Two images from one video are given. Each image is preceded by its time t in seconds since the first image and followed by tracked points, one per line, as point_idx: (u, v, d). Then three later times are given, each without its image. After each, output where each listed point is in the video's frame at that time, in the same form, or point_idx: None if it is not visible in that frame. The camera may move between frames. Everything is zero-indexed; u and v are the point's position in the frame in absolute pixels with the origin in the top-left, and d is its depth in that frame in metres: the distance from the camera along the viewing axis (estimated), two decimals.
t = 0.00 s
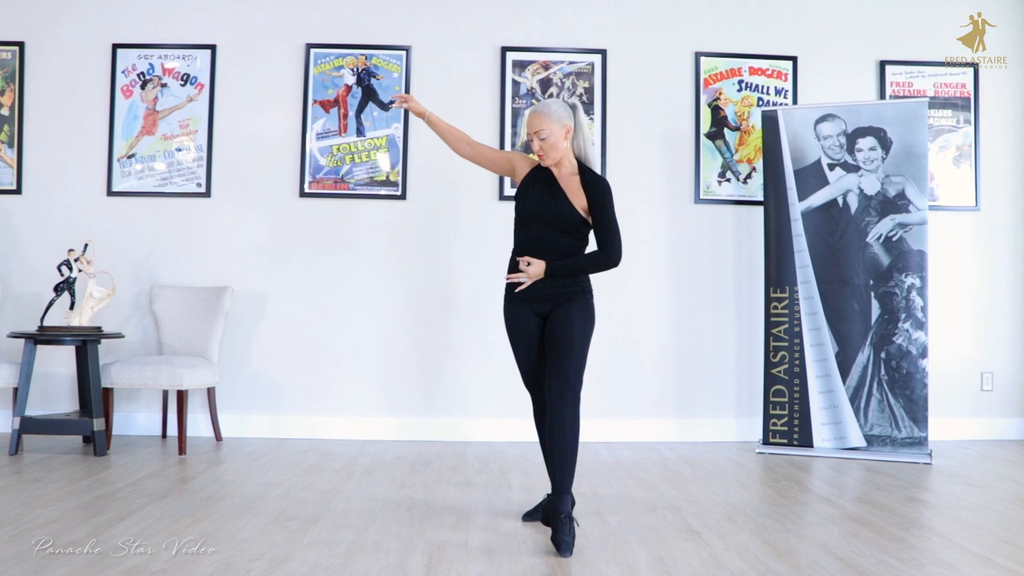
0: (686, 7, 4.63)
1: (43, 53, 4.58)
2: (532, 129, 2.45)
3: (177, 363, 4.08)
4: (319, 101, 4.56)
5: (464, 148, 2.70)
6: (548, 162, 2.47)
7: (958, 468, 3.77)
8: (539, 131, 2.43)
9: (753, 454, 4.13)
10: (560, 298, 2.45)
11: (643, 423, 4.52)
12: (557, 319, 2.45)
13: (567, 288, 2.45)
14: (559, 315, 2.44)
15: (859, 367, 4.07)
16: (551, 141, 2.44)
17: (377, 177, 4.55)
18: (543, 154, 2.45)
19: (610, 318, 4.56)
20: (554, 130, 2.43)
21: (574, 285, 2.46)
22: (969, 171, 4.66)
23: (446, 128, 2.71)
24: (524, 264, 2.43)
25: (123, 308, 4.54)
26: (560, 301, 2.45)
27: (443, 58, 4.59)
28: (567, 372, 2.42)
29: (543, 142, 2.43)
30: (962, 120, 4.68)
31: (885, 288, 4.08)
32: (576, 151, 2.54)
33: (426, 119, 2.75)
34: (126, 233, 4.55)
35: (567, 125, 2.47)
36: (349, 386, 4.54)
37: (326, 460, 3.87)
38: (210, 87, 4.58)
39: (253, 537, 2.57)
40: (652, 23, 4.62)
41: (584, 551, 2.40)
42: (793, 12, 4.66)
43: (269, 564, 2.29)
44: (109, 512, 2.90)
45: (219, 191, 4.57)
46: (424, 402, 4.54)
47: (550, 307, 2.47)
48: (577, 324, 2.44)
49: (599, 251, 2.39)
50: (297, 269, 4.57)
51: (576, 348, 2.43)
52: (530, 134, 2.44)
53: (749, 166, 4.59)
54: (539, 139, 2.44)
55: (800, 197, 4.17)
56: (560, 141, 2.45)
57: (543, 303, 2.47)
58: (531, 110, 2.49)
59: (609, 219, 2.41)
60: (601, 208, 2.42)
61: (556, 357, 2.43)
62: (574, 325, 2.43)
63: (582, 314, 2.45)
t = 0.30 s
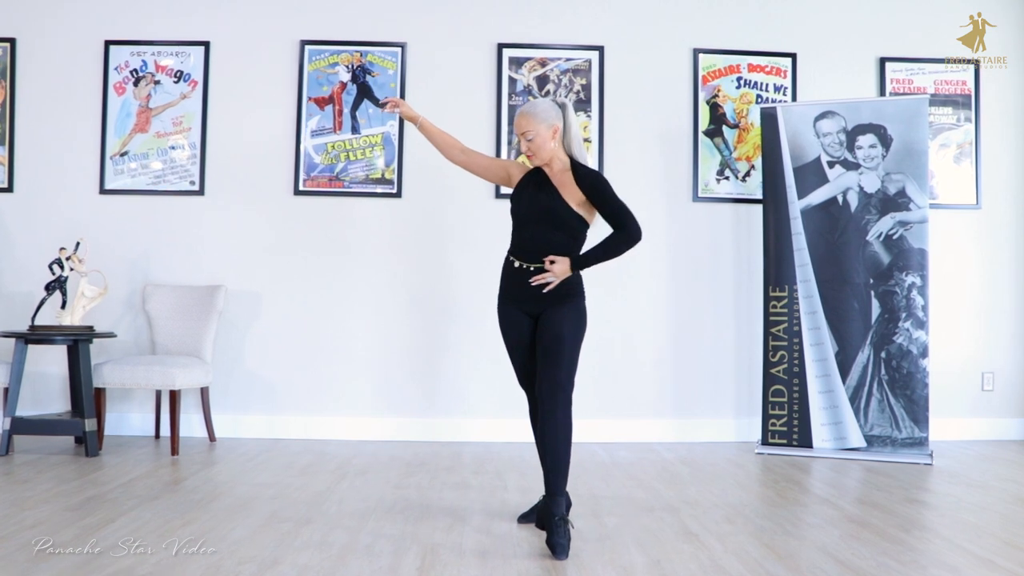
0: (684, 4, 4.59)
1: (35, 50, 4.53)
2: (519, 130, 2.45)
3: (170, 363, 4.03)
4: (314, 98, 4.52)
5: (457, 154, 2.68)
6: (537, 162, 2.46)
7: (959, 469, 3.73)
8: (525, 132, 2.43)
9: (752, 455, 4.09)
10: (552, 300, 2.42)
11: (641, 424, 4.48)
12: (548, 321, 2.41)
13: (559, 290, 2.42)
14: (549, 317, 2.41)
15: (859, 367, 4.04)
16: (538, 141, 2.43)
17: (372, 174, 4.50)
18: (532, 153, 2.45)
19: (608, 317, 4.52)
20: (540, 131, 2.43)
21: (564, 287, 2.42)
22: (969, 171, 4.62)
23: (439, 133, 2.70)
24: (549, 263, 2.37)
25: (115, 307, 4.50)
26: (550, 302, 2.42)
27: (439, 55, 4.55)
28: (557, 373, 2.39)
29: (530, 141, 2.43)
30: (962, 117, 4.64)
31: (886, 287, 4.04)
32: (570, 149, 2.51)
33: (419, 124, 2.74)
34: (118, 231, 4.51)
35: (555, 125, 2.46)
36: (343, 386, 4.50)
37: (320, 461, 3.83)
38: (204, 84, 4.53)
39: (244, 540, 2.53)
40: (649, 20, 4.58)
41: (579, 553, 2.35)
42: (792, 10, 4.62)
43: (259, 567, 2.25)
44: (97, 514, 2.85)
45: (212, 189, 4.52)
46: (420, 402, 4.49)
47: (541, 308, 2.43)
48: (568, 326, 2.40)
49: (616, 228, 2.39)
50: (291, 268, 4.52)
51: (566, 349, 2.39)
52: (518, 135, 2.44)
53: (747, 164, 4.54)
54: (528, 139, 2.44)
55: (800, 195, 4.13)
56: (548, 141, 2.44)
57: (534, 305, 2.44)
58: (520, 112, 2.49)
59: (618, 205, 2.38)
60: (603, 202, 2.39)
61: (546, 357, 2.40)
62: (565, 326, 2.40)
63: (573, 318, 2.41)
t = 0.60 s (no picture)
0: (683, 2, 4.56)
1: (30, 47, 4.50)
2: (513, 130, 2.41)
3: (166, 363, 4.00)
4: (311, 96, 4.49)
5: (449, 161, 2.68)
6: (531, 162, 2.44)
7: (960, 469, 3.71)
8: (519, 132, 2.39)
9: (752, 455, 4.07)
10: (546, 301, 2.39)
11: (640, 424, 4.46)
12: (545, 322, 2.38)
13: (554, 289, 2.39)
14: (547, 318, 2.38)
15: (859, 367, 4.01)
16: (532, 142, 2.40)
17: (370, 173, 4.48)
18: (527, 153, 2.42)
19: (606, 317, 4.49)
20: (535, 131, 2.39)
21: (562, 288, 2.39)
22: (969, 170, 4.60)
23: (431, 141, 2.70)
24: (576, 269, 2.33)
25: (111, 307, 4.47)
26: (545, 302, 2.39)
27: (436, 54, 4.52)
28: (553, 373, 2.36)
29: (525, 141, 2.40)
30: (962, 116, 4.62)
31: (886, 286, 4.01)
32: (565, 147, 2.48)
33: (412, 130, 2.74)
34: (114, 230, 4.48)
35: (549, 124, 2.43)
36: (340, 386, 4.47)
37: (317, 462, 3.80)
38: (200, 82, 4.50)
39: (240, 541, 2.50)
40: (648, 19, 4.56)
41: (578, 555, 2.33)
42: (792, 9, 4.60)
43: (255, 569, 2.22)
44: (92, 516, 2.82)
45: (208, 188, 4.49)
46: (418, 402, 4.47)
47: (536, 309, 2.41)
48: (564, 328, 2.37)
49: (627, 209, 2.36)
50: (288, 267, 4.49)
51: (562, 349, 2.37)
52: (511, 136, 2.41)
53: (747, 163, 4.52)
54: (522, 139, 2.40)
55: (799, 194, 4.10)
56: (542, 141, 2.41)
57: (531, 305, 2.41)
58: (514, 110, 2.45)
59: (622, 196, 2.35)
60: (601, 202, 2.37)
61: (542, 357, 2.38)
62: (561, 326, 2.37)
63: (570, 319, 2.39)
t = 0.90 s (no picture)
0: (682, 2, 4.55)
1: (27, 47, 4.48)
2: (511, 134, 2.38)
3: (163, 364, 3.98)
4: (309, 96, 4.48)
5: (446, 170, 2.63)
6: (530, 165, 2.42)
7: (960, 470, 3.70)
8: (518, 135, 2.37)
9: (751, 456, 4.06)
10: (544, 304, 2.37)
11: (639, 425, 4.44)
12: (544, 324, 2.37)
13: (553, 291, 2.37)
14: (546, 320, 2.37)
15: (859, 368, 4.00)
16: (531, 145, 2.38)
17: (368, 173, 4.46)
18: (526, 156, 2.39)
19: (605, 318, 4.48)
20: (534, 134, 2.37)
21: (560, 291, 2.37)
22: (969, 170, 4.59)
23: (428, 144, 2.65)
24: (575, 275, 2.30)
25: (108, 307, 4.45)
26: (545, 305, 2.38)
27: (434, 54, 4.51)
28: (552, 375, 2.35)
29: (524, 145, 2.37)
30: (962, 116, 4.61)
31: (886, 287, 4.00)
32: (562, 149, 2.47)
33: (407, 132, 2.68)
34: (111, 230, 4.46)
35: (547, 126, 2.40)
36: (339, 387, 4.45)
37: (314, 463, 3.78)
38: (197, 82, 4.49)
39: (237, 543, 2.48)
40: (647, 19, 4.55)
41: (577, 557, 2.31)
42: (791, 8, 4.59)
43: (251, 572, 2.20)
44: (88, 517, 2.81)
45: (206, 188, 4.48)
46: (416, 403, 4.45)
47: (535, 312, 2.39)
48: (563, 331, 2.36)
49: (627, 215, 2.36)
50: (285, 267, 4.47)
51: (561, 351, 2.36)
52: (510, 139, 2.38)
53: (746, 163, 4.51)
54: (521, 143, 2.38)
55: (799, 194, 4.09)
56: (541, 143, 2.39)
57: (531, 307, 2.40)
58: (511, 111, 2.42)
59: (626, 198, 2.34)
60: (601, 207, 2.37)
61: (541, 359, 2.36)
62: (560, 328, 2.36)
63: (569, 321, 2.37)
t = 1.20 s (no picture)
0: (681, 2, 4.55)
1: (25, 46, 4.48)
2: (498, 146, 2.38)
3: (161, 364, 3.97)
4: (308, 96, 4.47)
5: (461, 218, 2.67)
6: (524, 171, 2.42)
7: (959, 471, 3.70)
8: (506, 146, 2.36)
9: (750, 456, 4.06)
10: (547, 304, 2.37)
11: (637, 425, 4.44)
12: (546, 325, 2.37)
13: (555, 291, 2.37)
14: (548, 321, 2.36)
15: (858, 368, 4.00)
16: (520, 152, 2.38)
17: (367, 173, 4.46)
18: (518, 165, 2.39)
19: (604, 318, 4.47)
20: (520, 141, 2.36)
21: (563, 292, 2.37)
22: (968, 169, 4.59)
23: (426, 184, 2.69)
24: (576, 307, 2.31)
25: (106, 307, 4.44)
26: (547, 306, 2.37)
27: (433, 54, 4.50)
28: (554, 376, 2.35)
29: (513, 154, 2.37)
30: (961, 116, 4.61)
31: (885, 287, 4.00)
32: (552, 147, 2.46)
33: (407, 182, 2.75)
34: (109, 230, 4.45)
35: (533, 131, 2.39)
36: (337, 387, 4.44)
37: (313, 463, 3.78)
38: (195, 81, 4.48)
39: (235, 543, 2.48)
40: (646, 19, 4.54)
41: (576, 558, 2.31)
42: (791, 8, 4.59)
43: (249, 572, 2.19)
44: (85, 518, 2.80)
45: (204, 188, 4.47)
46: (415, 403, 4.45)
47: (539, 311, 2.39)
48: (565, 332, 2.35)
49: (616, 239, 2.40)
50: (283, 268, 4.47)
51: (564, 351, 2.35)
52: (498, 151, 2.38)
53: (745, 163, 4.50)
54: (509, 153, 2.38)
55: (798, 194, 4.09)
56: (530, 149, 2.39)
57: (533, 309, 2.40)
58: (494, 122, 2.41)
59: (614, 216, 2.38)
60: (600, 208, 2.37)
61: (544, 358, 2.36)
62: (563, 328, 2.35)
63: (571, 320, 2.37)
